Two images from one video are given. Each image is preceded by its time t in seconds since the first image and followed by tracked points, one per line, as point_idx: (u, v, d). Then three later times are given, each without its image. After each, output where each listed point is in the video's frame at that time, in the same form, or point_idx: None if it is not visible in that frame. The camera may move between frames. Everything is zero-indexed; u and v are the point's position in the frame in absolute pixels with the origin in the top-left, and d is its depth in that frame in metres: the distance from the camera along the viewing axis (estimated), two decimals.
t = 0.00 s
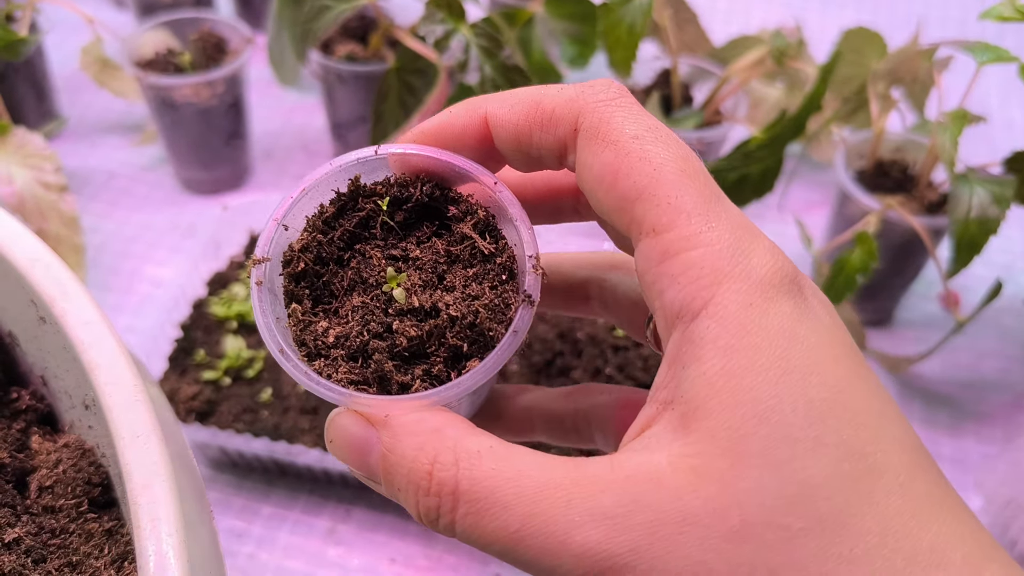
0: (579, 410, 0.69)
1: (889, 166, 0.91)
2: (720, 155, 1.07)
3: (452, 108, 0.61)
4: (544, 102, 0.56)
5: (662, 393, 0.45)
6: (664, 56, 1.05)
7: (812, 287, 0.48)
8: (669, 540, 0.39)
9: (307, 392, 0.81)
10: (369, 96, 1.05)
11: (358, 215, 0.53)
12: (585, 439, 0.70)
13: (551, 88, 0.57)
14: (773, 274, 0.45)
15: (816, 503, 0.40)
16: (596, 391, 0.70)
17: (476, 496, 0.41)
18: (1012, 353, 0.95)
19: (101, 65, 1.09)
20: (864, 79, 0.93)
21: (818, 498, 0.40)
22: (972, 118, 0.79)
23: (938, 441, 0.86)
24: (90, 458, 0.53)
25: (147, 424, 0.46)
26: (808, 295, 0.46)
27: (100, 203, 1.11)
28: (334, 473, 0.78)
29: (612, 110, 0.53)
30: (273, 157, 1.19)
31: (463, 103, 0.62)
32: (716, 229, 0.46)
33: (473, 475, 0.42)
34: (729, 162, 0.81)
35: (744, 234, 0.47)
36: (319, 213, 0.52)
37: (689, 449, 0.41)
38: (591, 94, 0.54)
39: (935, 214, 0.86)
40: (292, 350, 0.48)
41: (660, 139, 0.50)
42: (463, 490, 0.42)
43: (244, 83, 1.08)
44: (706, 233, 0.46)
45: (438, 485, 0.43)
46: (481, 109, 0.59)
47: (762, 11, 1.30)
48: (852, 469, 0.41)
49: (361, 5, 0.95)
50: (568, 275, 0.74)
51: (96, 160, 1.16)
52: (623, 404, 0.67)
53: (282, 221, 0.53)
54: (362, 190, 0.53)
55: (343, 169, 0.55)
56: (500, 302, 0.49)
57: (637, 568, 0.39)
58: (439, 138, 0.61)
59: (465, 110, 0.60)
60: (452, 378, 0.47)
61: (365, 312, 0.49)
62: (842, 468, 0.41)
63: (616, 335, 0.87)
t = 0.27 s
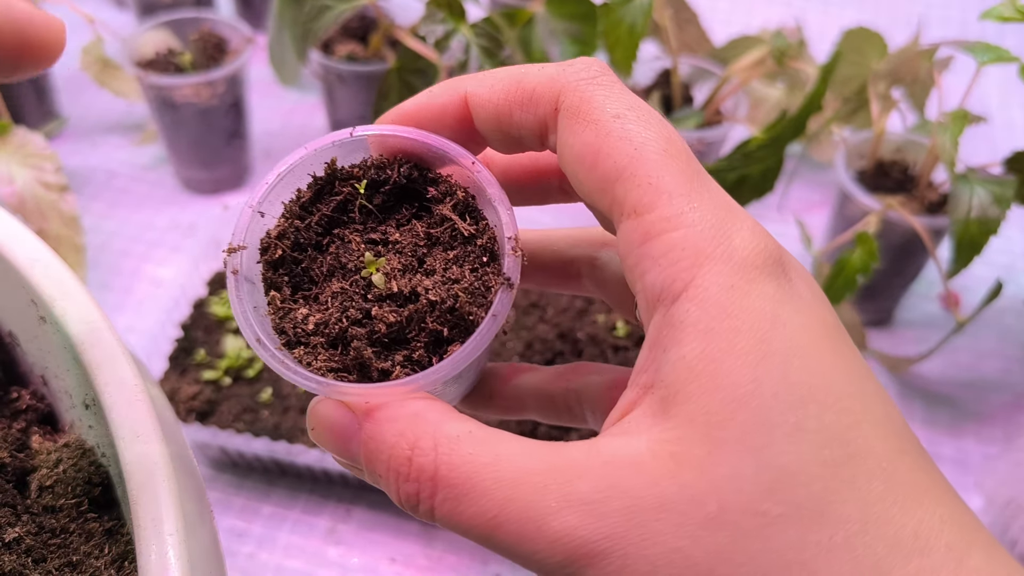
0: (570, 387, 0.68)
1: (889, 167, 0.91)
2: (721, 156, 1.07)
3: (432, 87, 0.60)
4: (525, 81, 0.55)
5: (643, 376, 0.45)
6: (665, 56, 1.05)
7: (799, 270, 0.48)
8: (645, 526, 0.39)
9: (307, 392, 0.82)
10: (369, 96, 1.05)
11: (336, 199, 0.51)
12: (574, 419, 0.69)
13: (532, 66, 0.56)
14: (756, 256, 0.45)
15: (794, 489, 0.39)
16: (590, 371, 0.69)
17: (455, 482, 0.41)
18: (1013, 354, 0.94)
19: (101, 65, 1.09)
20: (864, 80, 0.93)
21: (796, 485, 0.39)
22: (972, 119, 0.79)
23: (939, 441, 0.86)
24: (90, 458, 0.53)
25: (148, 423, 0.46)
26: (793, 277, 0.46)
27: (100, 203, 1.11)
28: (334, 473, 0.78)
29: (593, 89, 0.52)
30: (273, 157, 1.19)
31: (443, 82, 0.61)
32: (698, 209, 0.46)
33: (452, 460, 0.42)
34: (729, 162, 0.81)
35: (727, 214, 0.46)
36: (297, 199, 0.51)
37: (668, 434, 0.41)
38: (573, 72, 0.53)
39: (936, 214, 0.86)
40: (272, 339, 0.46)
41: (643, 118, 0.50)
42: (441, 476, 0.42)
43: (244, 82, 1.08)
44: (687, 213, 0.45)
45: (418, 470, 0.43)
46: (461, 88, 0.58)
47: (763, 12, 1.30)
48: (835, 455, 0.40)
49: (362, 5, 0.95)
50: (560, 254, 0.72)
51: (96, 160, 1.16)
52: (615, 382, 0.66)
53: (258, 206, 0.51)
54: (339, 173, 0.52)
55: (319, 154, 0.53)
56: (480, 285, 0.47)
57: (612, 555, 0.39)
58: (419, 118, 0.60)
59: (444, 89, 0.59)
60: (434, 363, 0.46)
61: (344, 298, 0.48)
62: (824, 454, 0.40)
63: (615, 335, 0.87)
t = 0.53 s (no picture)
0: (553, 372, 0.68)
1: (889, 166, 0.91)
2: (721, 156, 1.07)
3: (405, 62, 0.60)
4: (500, 55, 0.55)
5: (628, 369, 0.44)
6: (665, 57, 1.05)
7: (792, 255, 0.47)
8: (633, 530, 0.38)
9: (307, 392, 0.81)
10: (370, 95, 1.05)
11: (300, 180, 0.51)
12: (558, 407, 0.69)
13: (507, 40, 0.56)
14: (746, 240, 0.45)
15: (791, 491, 0.39)
16: (577, 357, 0.69)
17: (429, 483, 0.40)
18: (1013, 353, 0.94)
19: (101, 65, 1.09)
20: (864, 80, 0.93)
21: (793, 487, 0.39)
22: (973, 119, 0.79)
23: (939, 442, 0.86)
24: (90, 457, 0.53)
25: (151, 421, 0.47)
26: (785, 263, 0.46)
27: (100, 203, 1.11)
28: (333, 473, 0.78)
29: (574, 65, 0.52)
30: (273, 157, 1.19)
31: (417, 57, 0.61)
32: (690, 190, 0.46)
33: (425, 460, 0.41)
34: (729, 162, 0.81)
35: (718, 196, 0.46)
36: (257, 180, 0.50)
37: (657, 432, 0.41)
38: (551, 46, 0.54)
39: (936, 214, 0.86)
40: (233, 331, 0.46)
41: (630, 96, 0.50)
42: (414, 476, 0.41)
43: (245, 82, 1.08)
44: (677, 195, 0.45)
45: (389, 469, 0.42)
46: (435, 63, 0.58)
47: (763, 12, 1.30)
48: (834, 454, 0.41)
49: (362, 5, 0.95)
50: (540, 238, 0.72)
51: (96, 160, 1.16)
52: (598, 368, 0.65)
53: (216, 189, 0.50)
54: (303, 153, 0.51)
55: (279, 132, 0.52)
56: (455, 272, 0.47)
57: (599, 559, 0.38)
58: (392, 93, 0.60)
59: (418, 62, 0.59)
60: (406, 355, 0.45)
61: (310, 286, 0.47)
62: (824, 452, 0.40)
63: (615, 335, 0.87)
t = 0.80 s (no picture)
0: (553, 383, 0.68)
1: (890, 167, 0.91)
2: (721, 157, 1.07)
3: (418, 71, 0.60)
4: (515, 65, 0.56)
5: (639, 380, 0.44)
6: (665, 57, 1.05)
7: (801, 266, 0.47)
8: (644, 545, 0.38)
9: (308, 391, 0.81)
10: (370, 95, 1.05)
11: (306, 184, 0.50)
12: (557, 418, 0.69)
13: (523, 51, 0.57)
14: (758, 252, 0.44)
15: (803, 507, 0.39)
16: (578, 368, 0.68)
17: (435, 494, 0.40)
18: (1013, 354, 0.94)
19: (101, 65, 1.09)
20: (863, 80, 0.93)
21: (806, 503, 0.39)
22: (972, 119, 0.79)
23: (939, 442, 0.86)
24: (90, 457, 0.53)
25: (153, 421, 0.47)
26: (797, 277, 0.45)
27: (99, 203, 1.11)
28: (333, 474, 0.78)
29: (586, 75, 0.52)
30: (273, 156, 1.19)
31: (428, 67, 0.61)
32: (700, 201, 0.45)
33: (432, 470, 0.41)
34: (729, 162, 0.81)
35: (728, 207, 0.46)
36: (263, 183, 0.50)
37: (668, 446, 0.40)
38: (565, 56, 0.54)
39: (936, 215, 0.86)
40: (236, 334, 0.46)
41: (640, 105, 0.50)
42: (421, 486, 0.41)
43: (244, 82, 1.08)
44: (689, 206, 0.45)
45: (395, 479, 0.42)
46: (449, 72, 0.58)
47: (763, 11, 1.29)
48: (846, 471, 0.40)
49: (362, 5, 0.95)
50: (543, 249, 0.72)
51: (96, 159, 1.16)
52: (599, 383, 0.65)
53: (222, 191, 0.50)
54: (309, 157, 0.51)
55: (287, 135, 0.52)
56: (462, 280, 0.46)
57: (609, 574, 0.38)
58: (403, 101, 0.60)
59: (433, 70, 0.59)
60: (411, 363, 0.45)
61: (315, 291, 0.47)
62: (833, 472, 0.40)
63: (616, 335, 0.87)
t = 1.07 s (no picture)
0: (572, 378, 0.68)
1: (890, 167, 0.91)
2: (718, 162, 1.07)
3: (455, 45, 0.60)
4: (557, 42, 0.55)
5: (685, 375, 0.43)
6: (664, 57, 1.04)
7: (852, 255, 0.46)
8: (695, 547, 0.37)
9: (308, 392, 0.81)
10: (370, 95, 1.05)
11: (330, 158, 0.50)
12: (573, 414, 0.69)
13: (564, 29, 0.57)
14: (816, 243, 0.43)
15: (864, 512, 0.37)
16: (596, 363, 0.68)
17: (472, 487, 0.39)
18: (1014, 354, 0.94)
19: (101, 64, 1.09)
20: (863, 81, 0.93)
21: (867, 505, 0.37)
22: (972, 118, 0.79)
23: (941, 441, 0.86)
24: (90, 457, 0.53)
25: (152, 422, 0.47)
26: (852, 270, 0.44)
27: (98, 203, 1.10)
28: (334, 474, 0.78)
29: (633, 57, 0.52)
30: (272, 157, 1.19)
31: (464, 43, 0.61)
32: (756, 185, 0.44)
33: (466, 463, 0.40)
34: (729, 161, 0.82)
35: (785, 195, 0.45)
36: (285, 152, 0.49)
37: (721, 443, 0.39)
38: (610, 37, 0.54)
39: (936, 215, 0.86)
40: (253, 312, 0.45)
41: (688, 88, 0.50)
42: (454, 479, 0.40)
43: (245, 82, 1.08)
44: (743, 192, 0.44)
45: (428, 471, 0.41)
46: (486, 48, 0.58)
47: (762, 12, 1.30)
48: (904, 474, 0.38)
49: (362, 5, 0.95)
50: (565, 239, 0.71)
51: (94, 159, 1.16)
52: (622, 376, 0.65)
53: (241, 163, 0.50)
54: (334, 130, 0.50)
55: (309, 107, 0.52)
56: (492, 263, 0.46)
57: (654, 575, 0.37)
58: (438, 76, 0.59)
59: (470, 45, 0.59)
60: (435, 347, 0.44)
61: (335, 269, 0.46)
62: (892, 474, 0.38)
63: (616, 335, 0.86)
